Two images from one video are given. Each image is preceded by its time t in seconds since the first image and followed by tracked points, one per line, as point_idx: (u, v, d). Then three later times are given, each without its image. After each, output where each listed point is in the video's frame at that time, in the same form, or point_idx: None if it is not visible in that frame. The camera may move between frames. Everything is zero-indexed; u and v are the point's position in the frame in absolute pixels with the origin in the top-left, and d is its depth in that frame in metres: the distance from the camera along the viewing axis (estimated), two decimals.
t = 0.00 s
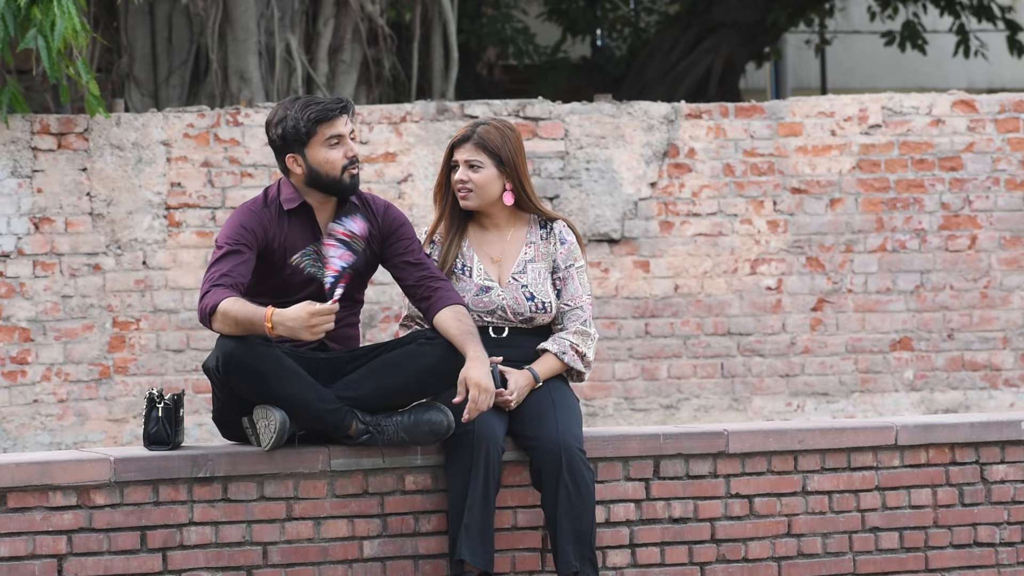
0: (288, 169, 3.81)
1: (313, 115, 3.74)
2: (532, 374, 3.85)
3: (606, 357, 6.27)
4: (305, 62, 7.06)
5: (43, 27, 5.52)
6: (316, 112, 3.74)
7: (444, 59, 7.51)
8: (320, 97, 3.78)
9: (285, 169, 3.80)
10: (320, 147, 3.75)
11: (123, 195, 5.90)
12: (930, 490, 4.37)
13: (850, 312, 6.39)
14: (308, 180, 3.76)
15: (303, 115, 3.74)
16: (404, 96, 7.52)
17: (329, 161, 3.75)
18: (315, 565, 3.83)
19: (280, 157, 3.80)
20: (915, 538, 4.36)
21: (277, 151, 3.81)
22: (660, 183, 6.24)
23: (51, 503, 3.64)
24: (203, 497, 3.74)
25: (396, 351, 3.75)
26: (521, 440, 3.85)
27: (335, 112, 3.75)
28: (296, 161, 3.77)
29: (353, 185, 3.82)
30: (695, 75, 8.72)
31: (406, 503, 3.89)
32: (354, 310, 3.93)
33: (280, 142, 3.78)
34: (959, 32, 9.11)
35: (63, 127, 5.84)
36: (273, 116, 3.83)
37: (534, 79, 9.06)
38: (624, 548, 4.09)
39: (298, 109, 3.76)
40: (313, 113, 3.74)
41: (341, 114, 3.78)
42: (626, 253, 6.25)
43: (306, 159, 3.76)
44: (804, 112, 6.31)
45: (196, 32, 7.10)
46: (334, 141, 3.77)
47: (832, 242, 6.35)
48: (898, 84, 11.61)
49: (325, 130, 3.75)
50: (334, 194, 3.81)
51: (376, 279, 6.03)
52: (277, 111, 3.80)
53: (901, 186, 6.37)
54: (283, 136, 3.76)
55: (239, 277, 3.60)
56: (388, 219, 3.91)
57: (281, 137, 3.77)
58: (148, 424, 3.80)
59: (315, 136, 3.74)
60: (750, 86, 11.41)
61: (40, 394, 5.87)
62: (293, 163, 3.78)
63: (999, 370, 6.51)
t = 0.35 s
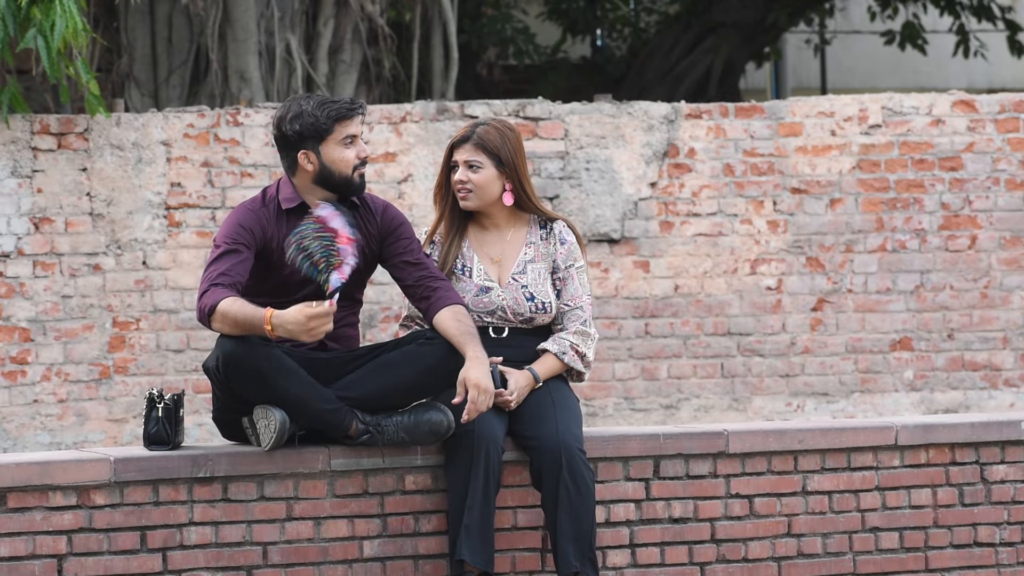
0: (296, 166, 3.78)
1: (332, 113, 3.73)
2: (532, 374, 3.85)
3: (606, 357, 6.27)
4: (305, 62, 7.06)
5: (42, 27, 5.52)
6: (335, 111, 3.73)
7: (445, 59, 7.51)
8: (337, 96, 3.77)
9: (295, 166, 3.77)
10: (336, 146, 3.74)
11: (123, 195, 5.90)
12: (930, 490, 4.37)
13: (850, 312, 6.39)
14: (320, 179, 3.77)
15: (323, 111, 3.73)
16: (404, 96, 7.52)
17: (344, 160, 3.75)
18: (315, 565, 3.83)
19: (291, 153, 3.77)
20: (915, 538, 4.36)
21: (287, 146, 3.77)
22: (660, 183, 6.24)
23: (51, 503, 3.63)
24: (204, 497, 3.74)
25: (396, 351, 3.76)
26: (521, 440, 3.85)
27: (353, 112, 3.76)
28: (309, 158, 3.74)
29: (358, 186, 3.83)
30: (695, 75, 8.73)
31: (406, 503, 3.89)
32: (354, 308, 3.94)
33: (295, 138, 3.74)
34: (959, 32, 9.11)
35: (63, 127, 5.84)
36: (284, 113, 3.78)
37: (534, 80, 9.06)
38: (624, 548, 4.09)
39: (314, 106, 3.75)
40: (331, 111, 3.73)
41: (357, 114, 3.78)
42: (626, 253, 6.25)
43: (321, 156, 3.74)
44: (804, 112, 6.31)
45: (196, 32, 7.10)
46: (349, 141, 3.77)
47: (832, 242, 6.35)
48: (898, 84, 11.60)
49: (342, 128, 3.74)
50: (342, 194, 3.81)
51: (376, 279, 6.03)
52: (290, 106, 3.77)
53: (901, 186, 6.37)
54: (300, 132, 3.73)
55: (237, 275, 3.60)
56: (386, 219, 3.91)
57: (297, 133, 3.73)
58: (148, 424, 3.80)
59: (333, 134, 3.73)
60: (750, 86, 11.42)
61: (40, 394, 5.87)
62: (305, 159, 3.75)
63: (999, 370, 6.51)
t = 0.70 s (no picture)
0: (301, 167, 3.76)
1: (338, 116, 3.73)
2: (531, 371, 3.86)
3: (606, 357, 6.27)
4: (305, 62, 7.06)
5: (42, 26, 5.52)
6: (341, 114, 3.73)
7: (444, 59, 7.51)
8: (342, 99, 3.77)
9: (299, 166, 3.75)
10: (341, 149, 3.74)
11: (123, 195, 5.90)
12: (930, 490, 4.37)
13: (850, 312, 6.39)
14: (324, 181, 3.75)
15: (329, 114, 3.73)
16: (404, 96, 7.52)
17: (348, 163, 3.74)
18: (315, 565, 3.83)
19: (296, 154, 3.76)
20: (915, 537, 4.36)
21: (292, 147, 3.76)
22: (660, 182, 6.24)
23: (51, 503, 3.63)
24: (204, 497, 3.74)
25: (396, 351, 3.76)
26: (521, 441, 3.85)
27: (359, 116, 3.76)
28: (313, 159, 3.73)
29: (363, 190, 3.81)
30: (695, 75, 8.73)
31: (406, 503, 3.89)
32: (354, 310, 3.94)
33: (300, 139, 3.73)
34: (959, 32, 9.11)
35: (63, 127, 5.84)
36: (290, 113, 3.78)
37: (534, 79, 9.06)
38: (624, 548, 4.09)
39: (320, 108, 3.74)
40: (338, 113, 3.73)
41: (363, 118, 3.78)
42: (626, 253, 6.25)
43: (325, 159, 3.73)
44: (804, 112, 6.31)
45: (196, 32, 7.10)
46: (354, 144, 3.77)
47: (832, 242, 6.35)
48: (898, 84, 11.61)
49: (348, 131, 3.75)
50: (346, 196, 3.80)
51: (376, 279, 6.03)
52: (296, 108, 3.77)
53: (901, 186, 6.37)
54: (306, 133, 3.72)
55: (239, 274, 3.60)
56: (388, 221, 3.90)
57: (302, 134, 3.73)
58: (148, 424, 3.80)
59: (338, 137, 3.73)
60: (750, 86, 11.43)
61: (40, 394, 5.87)
62: (310, 161, 3.74)
63: (999, 370, 6.51)
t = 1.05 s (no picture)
0: (299, 169, 3.76)
1: (335, 119, 3.72)
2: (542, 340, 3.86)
3: (606, 357, 6.27)
4: (305, 62, 7.06)
5: (42, 25, 5.53)
6: (338, 117, 3.72)
7: (444, 59, 7.51)
8: (340, 101, 3.76)
9: (298, 169, 3.76)
10: (338, 151, 3.73)
11: (123, 195, 5.90)
12: (930, 490, 4.37)
13: (850, 312, 6.39)
14: (322, 183, 3.74)
15: (326, 118, 3.71)
16: (404, 96, 7.52)
17: (345, 165, 3.73)
18: (315, 565, 3.83)
19: (293, 157, 3.76)
20: (915, 538, 4.36)
21: (289, 150, 3.76)
22: (660, 182, 6.24)
23: (51, 503, 3.63)
24: (204, 497, 3.74)
25: (396, 352, 3.76)
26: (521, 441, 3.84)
27: (355, 119, 3.74)
28: (310, 162, 3.73)
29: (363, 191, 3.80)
30: (695, 75, 8.73)
31: (406, 503, 3.89)
32: (354, 310, 3.94)
33: (297, 142, 3.73)
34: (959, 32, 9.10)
35: (63, 127, 5.84)
36: (288, 115, 3.78)
37: (534, 79, 9.06)
38: (624, 548, 4.09)
39: (318, 110, 3.73)
40: (335, 115, 3.72)
41: (360, 121, 3.77)
42: (626, 253, 6.25)
43: (322, 161, 3.73)
44: (804, 112, 6.31)
45: (196, 32, 7.10)
46: (351, 146, 3.75)
47: (832, 242, 6.35)
48: (898, 84, 11.61)
49: (345, 134, 3.73)
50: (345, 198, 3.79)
51: (376, 279, 6.03)
52: (293, 110, 3.76)
53: (901, 186, 6.37)
54: (302, 136, 3.72)
55: (239, 275, 3.60)
56: (389, 221, 3.90)
57: (298, 137, 3.72)
58: (148, 424, 3.80)
59: (335, 139, 3.72)
60: (750, 86, 11.43)
61: (40, 394, 5.87)
62: (307, 164, 3.74)
63: (999, 370, 6.51)
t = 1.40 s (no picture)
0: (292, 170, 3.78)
1: (324, 119, 3.71)
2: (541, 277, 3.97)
3: (606, 357, 6.27)
4: (305, 62, 7.06)
5: (43, 24, 5.53)
6: (327, 117, 3.72)
7: (444, 59, 7.51)
8: (331, 102, 3.76)
9: (291, 170, 3.77)
10: (327, 152, 3.73)
11: (123, 195, 5.90)
12: (930, 490, 4.37)
13: (850, 312, 6.39)
14: (315, 183, 3.74)
15: (314, 119, 3.72)
16: (404, 96, 7.52)
17: (335, 166, 3.73)
18: (315, 565, 3.83)
19: (286, 157, 3.77)
20: (915, 537, 4.36)
21: (282, 151, 3.78)
22: (660, 183, 6.24)
23: (51, 503, 3.63)
24: (203, 497, 3.74)
25: (396, 353, 3.76)
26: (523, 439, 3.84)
27: (346, 119, 3.74)
28: (301, 163, 3.74)
29: (357, 191, 3.79)
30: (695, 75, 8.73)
31: (406, 503, 3.89)
32: (354, 310, 3.93)
33: (288, 142, 3.75)
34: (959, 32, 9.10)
35: (63, 127, 5.84)
36: (282, 116, 3.80)
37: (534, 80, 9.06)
38: (624, 548, 4.09)
39: (308, 111, 3.74)
40: (324, 116, 3.72)
41: (351, 121, 3.76)
42: (626, 253, 6.25)
43: (313, 162, 3.73)
44: (804, 112, 6.31)
45: (196, 32, 7.10)
46: (342, 147, 3.75)
47: (832, 242, 6.35)
48: (898, 84, 11.61)
49: (334, 135, 3.73)
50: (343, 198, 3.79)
51: (376, 279, 6.03)
52: (286, 111, 3.78)
53: (901, 186, 6.37)
54: (292, 136, 3.73)
55: (239, 275, 3.60)
56: (388, 222, 3.90)
57: (289, 137, 3.74)
58: (148, 424, 3.80)
59: (324, 140, 3.72)
60: (750, 86, 11.43)
61: (40, 394, 5.87)
62: (298, 164, 3.75)
63: (999, 370, 6.51)
